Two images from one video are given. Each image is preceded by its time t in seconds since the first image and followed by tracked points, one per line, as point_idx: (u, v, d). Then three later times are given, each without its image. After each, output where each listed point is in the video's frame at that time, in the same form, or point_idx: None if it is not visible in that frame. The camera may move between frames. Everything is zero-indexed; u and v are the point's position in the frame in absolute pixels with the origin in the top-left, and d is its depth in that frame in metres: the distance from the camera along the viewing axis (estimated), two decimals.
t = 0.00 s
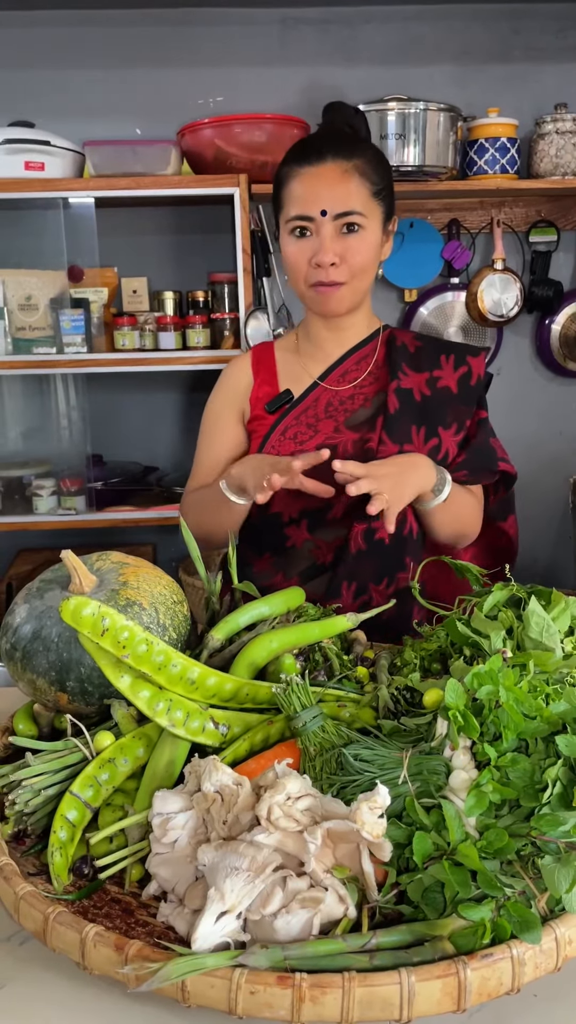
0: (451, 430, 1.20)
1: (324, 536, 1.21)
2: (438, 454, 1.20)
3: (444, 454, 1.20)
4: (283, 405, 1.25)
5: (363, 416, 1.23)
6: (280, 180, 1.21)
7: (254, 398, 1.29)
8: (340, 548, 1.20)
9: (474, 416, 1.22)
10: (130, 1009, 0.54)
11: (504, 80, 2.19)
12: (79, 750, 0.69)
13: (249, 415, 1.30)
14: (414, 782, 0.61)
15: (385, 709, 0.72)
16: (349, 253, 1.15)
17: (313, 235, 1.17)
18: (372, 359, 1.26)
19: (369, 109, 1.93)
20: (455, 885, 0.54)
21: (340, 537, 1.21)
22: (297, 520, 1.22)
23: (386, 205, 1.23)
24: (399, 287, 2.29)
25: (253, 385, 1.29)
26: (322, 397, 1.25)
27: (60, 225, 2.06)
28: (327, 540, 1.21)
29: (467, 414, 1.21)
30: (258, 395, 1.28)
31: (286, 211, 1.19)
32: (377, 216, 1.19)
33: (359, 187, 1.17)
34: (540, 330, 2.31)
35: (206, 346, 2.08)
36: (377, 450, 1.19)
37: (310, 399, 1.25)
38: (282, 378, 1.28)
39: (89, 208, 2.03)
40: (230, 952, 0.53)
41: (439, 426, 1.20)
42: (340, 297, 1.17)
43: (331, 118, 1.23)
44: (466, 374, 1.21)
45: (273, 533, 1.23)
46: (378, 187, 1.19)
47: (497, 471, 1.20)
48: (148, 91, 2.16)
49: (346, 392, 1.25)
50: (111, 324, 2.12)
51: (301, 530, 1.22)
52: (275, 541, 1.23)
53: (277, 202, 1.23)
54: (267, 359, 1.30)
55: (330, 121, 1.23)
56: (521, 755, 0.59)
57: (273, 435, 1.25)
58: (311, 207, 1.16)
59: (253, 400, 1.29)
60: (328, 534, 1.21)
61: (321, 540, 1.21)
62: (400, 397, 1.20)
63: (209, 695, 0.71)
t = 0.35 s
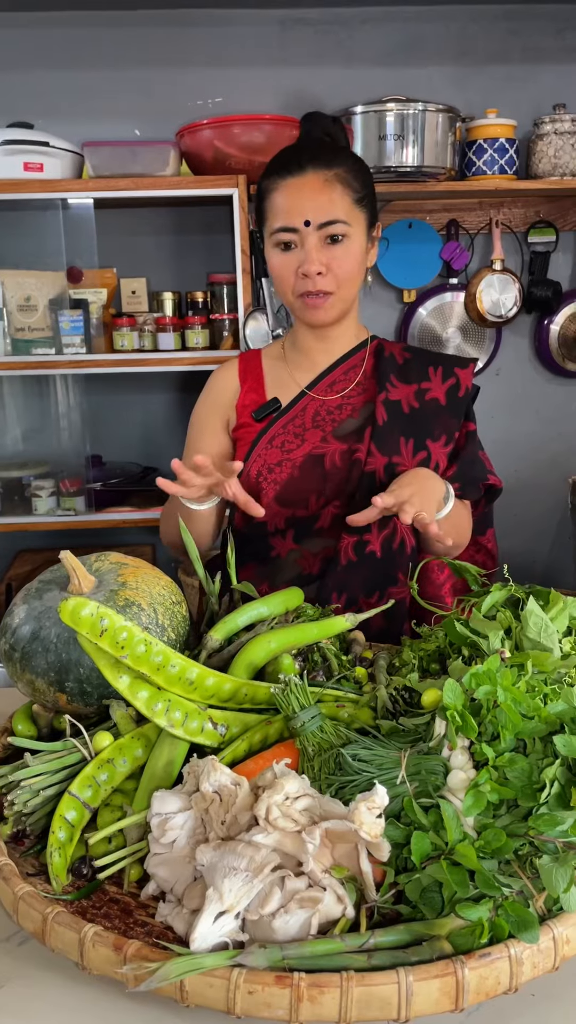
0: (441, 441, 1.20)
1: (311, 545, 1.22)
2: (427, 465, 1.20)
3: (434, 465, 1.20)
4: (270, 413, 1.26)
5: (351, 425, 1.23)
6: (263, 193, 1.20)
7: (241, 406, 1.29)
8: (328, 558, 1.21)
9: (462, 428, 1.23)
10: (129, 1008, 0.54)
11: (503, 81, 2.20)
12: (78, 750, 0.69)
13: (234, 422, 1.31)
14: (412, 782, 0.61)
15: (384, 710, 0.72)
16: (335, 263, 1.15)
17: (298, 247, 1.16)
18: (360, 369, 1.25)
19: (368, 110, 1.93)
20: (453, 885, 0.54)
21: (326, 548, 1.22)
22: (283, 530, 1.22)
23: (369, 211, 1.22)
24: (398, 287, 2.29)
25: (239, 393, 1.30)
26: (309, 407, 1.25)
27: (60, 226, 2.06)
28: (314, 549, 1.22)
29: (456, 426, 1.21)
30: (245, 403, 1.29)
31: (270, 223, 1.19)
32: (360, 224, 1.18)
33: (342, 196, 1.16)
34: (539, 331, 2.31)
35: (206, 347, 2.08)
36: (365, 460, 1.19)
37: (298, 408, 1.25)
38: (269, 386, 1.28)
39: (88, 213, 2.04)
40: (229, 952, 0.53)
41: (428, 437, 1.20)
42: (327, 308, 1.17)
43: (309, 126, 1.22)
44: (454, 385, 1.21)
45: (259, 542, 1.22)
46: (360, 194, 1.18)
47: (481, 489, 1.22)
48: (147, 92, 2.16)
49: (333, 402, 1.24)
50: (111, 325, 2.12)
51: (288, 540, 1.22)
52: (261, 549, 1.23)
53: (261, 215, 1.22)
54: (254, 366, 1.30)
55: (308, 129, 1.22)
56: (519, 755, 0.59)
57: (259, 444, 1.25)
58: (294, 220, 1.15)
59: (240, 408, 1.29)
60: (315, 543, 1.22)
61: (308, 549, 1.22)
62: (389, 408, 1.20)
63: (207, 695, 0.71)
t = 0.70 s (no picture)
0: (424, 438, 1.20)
1: (294, 545, 1.18)
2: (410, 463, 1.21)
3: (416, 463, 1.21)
4: (252, 412, 1.24)
5: (333, 424, 1.22)
6: (248, 191, 1.16)
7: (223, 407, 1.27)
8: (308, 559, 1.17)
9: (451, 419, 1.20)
10: (126, 1007, 0.54)
11: (500, 82, 2.20)
12: (75, 750, 0.69)
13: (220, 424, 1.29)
14: (408, 781, 0.61)
15: (380, 709, 0.72)
16: (321, 269, 1.13)
17: (284, 251, 1.14)
18: (342, 367, 1.25)
19: (365, 111, 1.93)
20: (450, 884, 0.54)
21: (310, 548, 1.19)
22: (266, 531, 1.19)
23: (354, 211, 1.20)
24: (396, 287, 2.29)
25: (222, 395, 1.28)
26: (291, 406, 1.24)
27: (58, 227, 2.07)
28: (297, 549, 1.18)
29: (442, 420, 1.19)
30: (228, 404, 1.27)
31: (255, 223, 1.15)
32: (347, 228, 1.16)
33: (329, 199, 1.14)
34: (537, 331, 2.31)
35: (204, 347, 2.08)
36: (346, 458, 1.19)
37: (279, 407, 1.24)
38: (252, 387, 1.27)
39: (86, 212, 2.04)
40: (225, 951, 0.53)
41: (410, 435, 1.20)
42: (312, 314, 1.17)
43: (294, 120, 1.18)
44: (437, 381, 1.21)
45: (240, 543, 1.19)
46: (347, 197, 1.16)
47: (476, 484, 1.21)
48: (144, 93, 2.16)
49: (315, 401, 1.24)
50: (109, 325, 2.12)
51: (270, 541, 1.18)
52: (243, 551, 1.19)
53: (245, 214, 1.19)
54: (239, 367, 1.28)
55: (293, 123, 1.18)
56: (515, 754, 0.60)
57: (241, 443, 1.23)
58: (281, 224, 1.13)
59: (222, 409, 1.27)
60: (298, 543, 1.18)
61: (292, 550, 1.18)
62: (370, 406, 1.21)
63: (204, 695, 0.71)
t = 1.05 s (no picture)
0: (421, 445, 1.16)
1: (295, 555, 1.16)
2: (409, 471, 1.15)
3: (415, 468, 1.16)
4: (247, 420, 1.21)
5: (330, 430, 1.19)
6: (220, 201, 1.14)
7: (214, 415, 1.25)
8: (308, 569, 1.15)
9: (447, 428, 1.19)
10: (121, 1007, 0.54)
11: (497, 82, 2.20)
12: (71, 750, 0.69)
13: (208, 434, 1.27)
14: (405, 780, 0.61)
15: (377, 708, 0.72)
16: (294, 269, 1.07)
17: (255, 256, 1.09)
18: (337, 369, 1.21)
19: (362, 110, 1.93)
20: (445, 884, 0.54)
21: (310, 557, 1.16)
22: (266, 542, 1.17)
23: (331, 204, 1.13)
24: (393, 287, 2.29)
25: (213, 402, 1.26)
26: (287, 412, 1.20)
27: (55, 227, 2.07)
28: (298, 559, 1.16)
29: (436, 426, 1.16)
30: (219, 411, 1.25)
31: (228, 232, 1.12)
32: (319, 222, 1.10)
33: (298, 197, 1.08)
34: (535, 330, 2.31)
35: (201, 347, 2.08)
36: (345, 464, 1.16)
37: (275, 414, 1.21)
38: (244, 393, 1.25)
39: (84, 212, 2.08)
40: (220, 951, 0.53)
41: (409, 439, 1.15)
42: (292, 316, 1.11)
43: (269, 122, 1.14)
44: (434, 386, 1.17)
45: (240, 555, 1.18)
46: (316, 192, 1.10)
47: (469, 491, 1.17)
48: (141, 92, 2.16)
49: (312, 405, 1.20)
50: (106, 326, 2.14)
51: (271, 552, 1.16)
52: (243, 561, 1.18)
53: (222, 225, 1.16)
54: (228, 371, 1.26)
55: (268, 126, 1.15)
56: (512, 753, 0.60)
57: (237, 452, 1.21)
58: (249, 229, 1.08)
59: (213, 418, 1.25)
60: (299, 553, 1.16)
61: (292, 560, 1.16)
62: (369, 409, 1.17)
63: (201, 695, 0.71)
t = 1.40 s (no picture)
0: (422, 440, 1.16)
1: (294, 560, 1.14)
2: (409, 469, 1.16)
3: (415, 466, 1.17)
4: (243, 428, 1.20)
5: (330, 434, 1.19)
6: (211, 199, 1.12)
7: (209, 420, 1.24)
8: (306, 574, 1.13)
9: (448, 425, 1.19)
10: (119, 1007, 0.54)
11: (496, 79, 2.20)
12: (69, 749, 0.69)
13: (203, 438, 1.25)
14: (403, 779, 0.61)
15: (375, 708, 0.72)
16: (293, 271, 1.07)
17: (251, 258, 1.08)
18: (332, 371, 1.21)
19: (361, 108, 1.93)
20: (444, 882, 0.54)
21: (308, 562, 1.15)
22: (264, 546, 1.16)
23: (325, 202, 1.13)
24: (392, 286, 2.29)
25: (207, 406, 1.24)
26: (284, 417, 1.20)
27: (53, 225, 2.06)
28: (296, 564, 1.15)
29: (437, 423, 1.17)
30: (214, 416, 1.23)
31: (222, 231, 1.10)
32: (315, 222, 1.09)
33: (294, 197, 1.07)
34: (533, 328, 2.31)
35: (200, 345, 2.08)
36: (346, 467, 1.15)
37: (272, 419, 1.20)
38: (238, 398, 1.23)
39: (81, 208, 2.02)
40: (218, 950, 0.53)
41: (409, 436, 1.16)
42: (291, 319, 1.11)
43: (255, 111, 1.13)
44: (433, 381, 1.18)
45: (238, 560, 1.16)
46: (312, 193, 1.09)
47: (471, 484, 1.19)
48: (140, 91, 2.15)
49: (310, 410, 1.20)
50: (104, 324, 2.13)
51: (269, 556, 1.15)
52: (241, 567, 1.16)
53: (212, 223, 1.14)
54: (221, 375, 1.25)
55: (254, 115, 1.13)
56: (510, 752, 0.60)
57: (235, 459, 1.19)
58: (244, 230, 1.07)
59: (208, 423, 1.24)
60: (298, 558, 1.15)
61: (291, 565, 1.15)
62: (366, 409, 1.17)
63: (199, 694, 0.71)
